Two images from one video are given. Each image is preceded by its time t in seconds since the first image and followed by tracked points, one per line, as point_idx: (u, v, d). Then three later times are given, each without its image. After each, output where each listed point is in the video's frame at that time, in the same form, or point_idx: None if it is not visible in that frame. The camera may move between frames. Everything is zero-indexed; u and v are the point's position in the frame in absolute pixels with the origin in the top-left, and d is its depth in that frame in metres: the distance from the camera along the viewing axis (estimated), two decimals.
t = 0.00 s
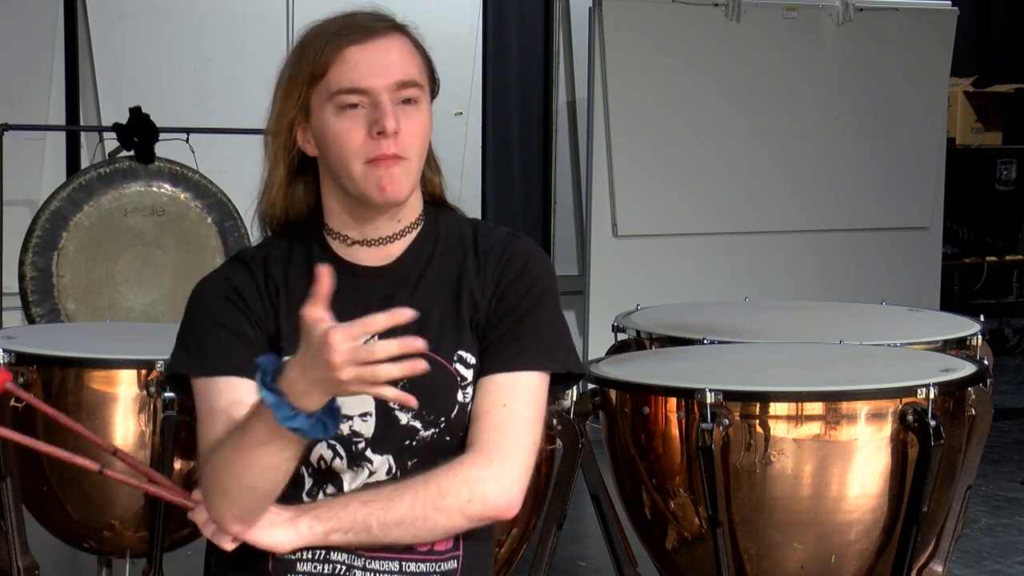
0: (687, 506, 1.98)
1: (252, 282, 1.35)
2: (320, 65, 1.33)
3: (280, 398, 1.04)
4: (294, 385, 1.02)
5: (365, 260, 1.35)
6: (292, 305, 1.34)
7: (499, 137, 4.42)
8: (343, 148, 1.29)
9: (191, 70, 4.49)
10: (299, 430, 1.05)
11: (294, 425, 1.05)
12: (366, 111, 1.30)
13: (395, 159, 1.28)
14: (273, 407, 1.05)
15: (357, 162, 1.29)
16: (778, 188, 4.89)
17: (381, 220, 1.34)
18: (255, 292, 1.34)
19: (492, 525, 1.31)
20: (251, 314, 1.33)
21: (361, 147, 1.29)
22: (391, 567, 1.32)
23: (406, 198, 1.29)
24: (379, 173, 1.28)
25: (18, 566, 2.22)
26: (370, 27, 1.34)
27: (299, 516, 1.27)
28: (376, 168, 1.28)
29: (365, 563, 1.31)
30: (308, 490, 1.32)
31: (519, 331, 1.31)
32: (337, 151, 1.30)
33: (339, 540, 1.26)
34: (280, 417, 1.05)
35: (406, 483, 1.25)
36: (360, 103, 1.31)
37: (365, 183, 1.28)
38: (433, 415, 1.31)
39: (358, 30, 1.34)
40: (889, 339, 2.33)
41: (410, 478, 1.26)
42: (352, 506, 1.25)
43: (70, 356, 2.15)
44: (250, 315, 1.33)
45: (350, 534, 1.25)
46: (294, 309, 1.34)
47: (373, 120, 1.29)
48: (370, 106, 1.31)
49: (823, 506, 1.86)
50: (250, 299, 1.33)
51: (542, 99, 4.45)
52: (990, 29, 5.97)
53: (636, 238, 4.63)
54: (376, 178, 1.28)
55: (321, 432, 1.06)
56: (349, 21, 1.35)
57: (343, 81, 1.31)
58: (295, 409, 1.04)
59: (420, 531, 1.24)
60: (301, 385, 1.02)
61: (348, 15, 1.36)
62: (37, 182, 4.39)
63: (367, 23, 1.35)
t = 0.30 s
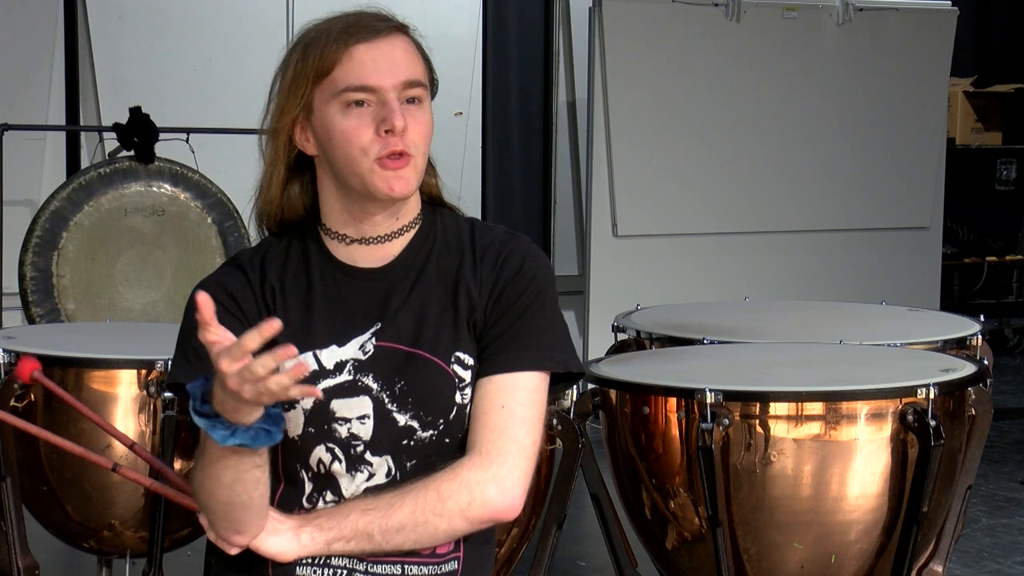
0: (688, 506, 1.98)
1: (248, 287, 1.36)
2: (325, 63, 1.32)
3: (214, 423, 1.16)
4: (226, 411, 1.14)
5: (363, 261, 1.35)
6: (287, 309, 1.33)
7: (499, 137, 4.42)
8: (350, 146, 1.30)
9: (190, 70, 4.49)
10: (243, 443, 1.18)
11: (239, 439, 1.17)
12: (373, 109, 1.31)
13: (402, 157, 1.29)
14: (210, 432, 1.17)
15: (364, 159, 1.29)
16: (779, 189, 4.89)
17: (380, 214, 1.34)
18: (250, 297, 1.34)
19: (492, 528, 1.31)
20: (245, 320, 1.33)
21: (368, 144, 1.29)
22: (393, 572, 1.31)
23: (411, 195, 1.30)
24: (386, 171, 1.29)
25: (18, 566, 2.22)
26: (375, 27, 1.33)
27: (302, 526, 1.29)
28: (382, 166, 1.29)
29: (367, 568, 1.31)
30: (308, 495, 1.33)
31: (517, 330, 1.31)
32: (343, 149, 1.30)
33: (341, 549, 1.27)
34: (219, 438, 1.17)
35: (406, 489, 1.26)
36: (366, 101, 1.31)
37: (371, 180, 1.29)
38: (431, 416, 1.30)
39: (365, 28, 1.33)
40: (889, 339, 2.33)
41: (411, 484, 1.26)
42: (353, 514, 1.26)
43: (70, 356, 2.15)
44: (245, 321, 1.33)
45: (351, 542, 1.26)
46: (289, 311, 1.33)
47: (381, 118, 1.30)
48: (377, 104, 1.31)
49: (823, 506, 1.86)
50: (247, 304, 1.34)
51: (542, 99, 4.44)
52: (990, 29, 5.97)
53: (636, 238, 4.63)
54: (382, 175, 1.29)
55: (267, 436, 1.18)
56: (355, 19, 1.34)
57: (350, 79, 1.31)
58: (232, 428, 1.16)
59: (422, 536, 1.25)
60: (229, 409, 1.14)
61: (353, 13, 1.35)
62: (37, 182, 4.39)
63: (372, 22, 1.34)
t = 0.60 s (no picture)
0: (688, 506, 1.98)
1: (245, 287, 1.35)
2: (334, 61, 1.32)
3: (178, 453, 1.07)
4: (194, 437, 1.05)
5: (363, 261, 1.35)
6: (287, 310, 1.33)
7: (499, 137, 4.43)
8: (359, 146, 1.29)
9: (190, 70, 4.49)
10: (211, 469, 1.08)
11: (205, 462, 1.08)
12: (383, 109, 1.30)
13: (411, 157, 1.29)
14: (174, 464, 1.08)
15: (374, 159, 1.29)
16: (779, 189, 4.89)
17: (380, 216, 1.34)
18: (247, 298, 1.34)
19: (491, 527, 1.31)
20: (243, 322, 1.32)
21: (378, 144, 1.29)
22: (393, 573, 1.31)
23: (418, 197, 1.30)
24: (397, 170, 1.29)
25: (18, 566, 2.22)
26: (384, 27, 1.33)
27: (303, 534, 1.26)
28: (392, 166, 1.29)
29: (367, 570, 1.31)
30: (306, 497, 1.32)
31: (515, 328, 1.31)
32: (352, 147, 1.30)
33: (342, 553, 1.26)
34: (185, 468, 1.07)
35: (406, 493, 1.25)
36: (376, 100, 1.31)
37: (380, 179, 1.29)
38: (429, 416, 1.30)
39: (374, 28, 1.33)
40: (890, 339, 2.33)
41: (410, 487, 1.26)
42: (354, 518, 1.26)
43: (70, 356, 2.15)
44: (243, 323, 1.32)
45: (353, 547, 1.25)
46: (288, 312, 1.32)
47: (391, 118, 1.29)
48: (386, 104, 1.31)
49: (823, 506, 1.86)
50: (242, 304, 1.33)
51: (542, 99, 4.44)
52: (990, 29, 5.96)
53: (636, 238, 4.63)
54: (392, 175, 1.29)
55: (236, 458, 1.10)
56: (364, 19, 1.34)
57: (360, 79, 1.31)
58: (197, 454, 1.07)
59: (423, 538, 1.25)
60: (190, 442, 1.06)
61: (360, 13, 1.35)
62: (37, 182, 4.39)
63: (381, 22, 1.34)
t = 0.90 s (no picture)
0: (688, 506, 1.98)
1: (244, 289, 1.34)
2: (334, 65, 1.32)
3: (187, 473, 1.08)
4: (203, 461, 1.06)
5: (362, 263, 1.35)
6: (286, 313, 1.33)
7: (499, 137, 4.43)
8: (358, 150, 1.29)
9: (190, 70, 4.49)
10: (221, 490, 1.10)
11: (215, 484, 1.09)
12: (382, 113, 1.30)
13: (408, 163, 1.30)
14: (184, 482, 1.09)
15: (372, 164, 1.29)
16: (779, 189, 4.89)
17: (376, 219, 1.34)
18: (245, 300, 1.33)
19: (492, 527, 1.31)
20: (242, 324, 1.32)
21: (376, 148, 1.29)
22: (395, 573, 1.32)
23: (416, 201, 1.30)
24: (394, 175, 1.29)
25: (18, 566, 2.22)
26: (384, 30, 1.33)
27: (304, 538, 1.26)
28: (391, 171, 1.29)
29: (369, 570, 1.32)
30: (307, 498, 1.33)
31: (512, 328, 1.31)
32: (351, 152, 1.30)
33: (343, 555, 1.26)
34: (197, 488, 1.09)
35: (406, 493, 1.25)
36: (375, 105, 1.31)
37: (378, 184, 1.29)
38: (428, 416, 1.30)
39: (375, 31, 1.33)
40: (890, 339, 2.33)
41: (410, 487, 1.26)
42: (355, 519, 1.26)
43: (70, 356, 2.15)
44: (241, 325, 1.32)
45: (354, 549, 1.25)
46: (287, 314, 1.32)
47: (390, 123, 1.29)
48: (386, 108, 1.31)
49: (823, 506, 1.86)
50: (240, 307, 1.33)
51: (542, 100, 4.44)
52: (990, 29, 5.96)
53: (636, 238, 4.63)
54: (390, 181, 1.29)
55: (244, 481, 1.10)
56: (364, 21, 1.34)
57: (359, 83, 1.31)
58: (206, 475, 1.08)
59: (424, 539, 1.25)
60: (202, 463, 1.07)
61: (361, 15, 1.35)
62: (37, 182, 4.39)
63: (381, 25, 1.34)
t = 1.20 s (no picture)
0: (688, 506, 1.98)
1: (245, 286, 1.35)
2: (337, 63, 1.31)
3: (203, 396, 1.13)
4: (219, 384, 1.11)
5: (364, 262, 1.35)
6: (288, 312, 1.33)
7: (499, 137, 4.43)
8: (361, 148, 1.29)
9: (190, 70, 4.50)
10: (230, 419, 1.15)
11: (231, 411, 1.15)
12: (385, 111, 1.30)
13: (410, 161, 1.30)
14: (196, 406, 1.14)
15: (375, 162, 1.29)
16: (779, 189, 4.89)
17: (377, 218, 1.34)
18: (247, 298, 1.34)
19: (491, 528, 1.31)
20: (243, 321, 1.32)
21: (380, 146, 1.29)
22: (394, 575, 1.31)
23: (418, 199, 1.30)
24: (397, 173, 1.29)
25: (18, 566, 2.22)
26: (387, 28, 1.33)
27: (303, 537, 1.27)
28: (394, 168, 1.29)
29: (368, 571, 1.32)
30: (308, 497, 1.33)
31: (514, 328, 1.31)
32: (354, 150, 1.30)
33: (344, 554, 1.26)
34: (208, 413, 1.14)
35: (406, 494, 1.25)
36: (378, 103, 1.31)
37: (381, 181, 1.29)
38: (428, 417, 1.30)
39: (378, 30, 1.33)
40: (890, 339, 2.33)
41: (410, 487, 1.26)
42: (355, 520, 1.26)
43: (70, 355, 2.15)
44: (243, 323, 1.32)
45: (354, 549, 1.25)
46: (288, 312, 1.33)
47: (393, 121, 1.29)
48: (389, 106, 1.31)
49: (823, 506, 1.86)
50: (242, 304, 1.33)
51: (542, 100, 4.44)
52: (990, 28, 5.96)
53: (636, 238, 4.63)
54: (393, 179, 1.29)
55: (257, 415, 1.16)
56: (367, 19, 1.33)
57: (362, 81, 1.31)
58: (220, 401, 1.14)
59: (424, 540, 1.25)
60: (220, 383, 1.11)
61: (364, 13, 1.34)
62: (36, 183, 4.39)
63: (383, 23, 1.34)
